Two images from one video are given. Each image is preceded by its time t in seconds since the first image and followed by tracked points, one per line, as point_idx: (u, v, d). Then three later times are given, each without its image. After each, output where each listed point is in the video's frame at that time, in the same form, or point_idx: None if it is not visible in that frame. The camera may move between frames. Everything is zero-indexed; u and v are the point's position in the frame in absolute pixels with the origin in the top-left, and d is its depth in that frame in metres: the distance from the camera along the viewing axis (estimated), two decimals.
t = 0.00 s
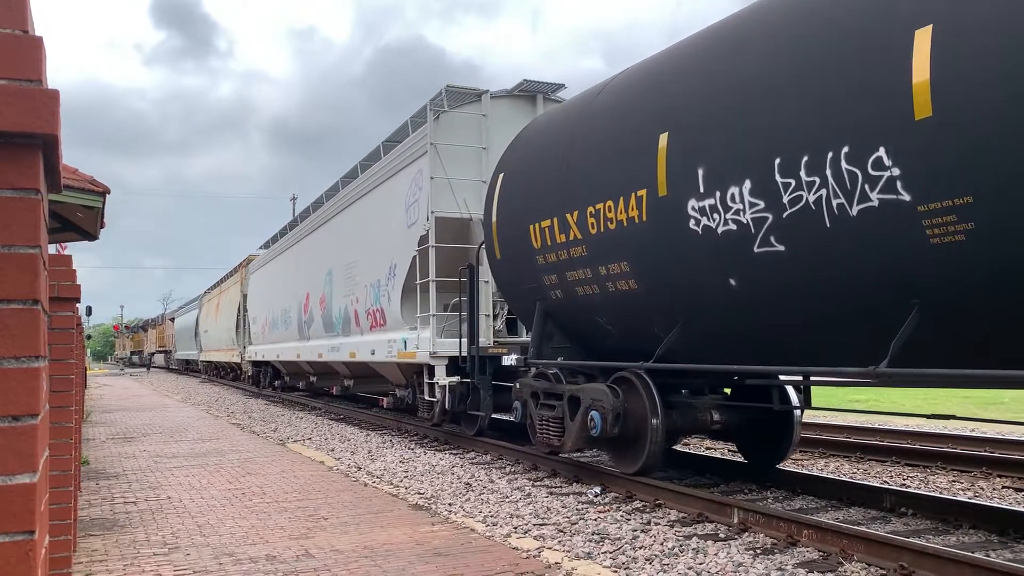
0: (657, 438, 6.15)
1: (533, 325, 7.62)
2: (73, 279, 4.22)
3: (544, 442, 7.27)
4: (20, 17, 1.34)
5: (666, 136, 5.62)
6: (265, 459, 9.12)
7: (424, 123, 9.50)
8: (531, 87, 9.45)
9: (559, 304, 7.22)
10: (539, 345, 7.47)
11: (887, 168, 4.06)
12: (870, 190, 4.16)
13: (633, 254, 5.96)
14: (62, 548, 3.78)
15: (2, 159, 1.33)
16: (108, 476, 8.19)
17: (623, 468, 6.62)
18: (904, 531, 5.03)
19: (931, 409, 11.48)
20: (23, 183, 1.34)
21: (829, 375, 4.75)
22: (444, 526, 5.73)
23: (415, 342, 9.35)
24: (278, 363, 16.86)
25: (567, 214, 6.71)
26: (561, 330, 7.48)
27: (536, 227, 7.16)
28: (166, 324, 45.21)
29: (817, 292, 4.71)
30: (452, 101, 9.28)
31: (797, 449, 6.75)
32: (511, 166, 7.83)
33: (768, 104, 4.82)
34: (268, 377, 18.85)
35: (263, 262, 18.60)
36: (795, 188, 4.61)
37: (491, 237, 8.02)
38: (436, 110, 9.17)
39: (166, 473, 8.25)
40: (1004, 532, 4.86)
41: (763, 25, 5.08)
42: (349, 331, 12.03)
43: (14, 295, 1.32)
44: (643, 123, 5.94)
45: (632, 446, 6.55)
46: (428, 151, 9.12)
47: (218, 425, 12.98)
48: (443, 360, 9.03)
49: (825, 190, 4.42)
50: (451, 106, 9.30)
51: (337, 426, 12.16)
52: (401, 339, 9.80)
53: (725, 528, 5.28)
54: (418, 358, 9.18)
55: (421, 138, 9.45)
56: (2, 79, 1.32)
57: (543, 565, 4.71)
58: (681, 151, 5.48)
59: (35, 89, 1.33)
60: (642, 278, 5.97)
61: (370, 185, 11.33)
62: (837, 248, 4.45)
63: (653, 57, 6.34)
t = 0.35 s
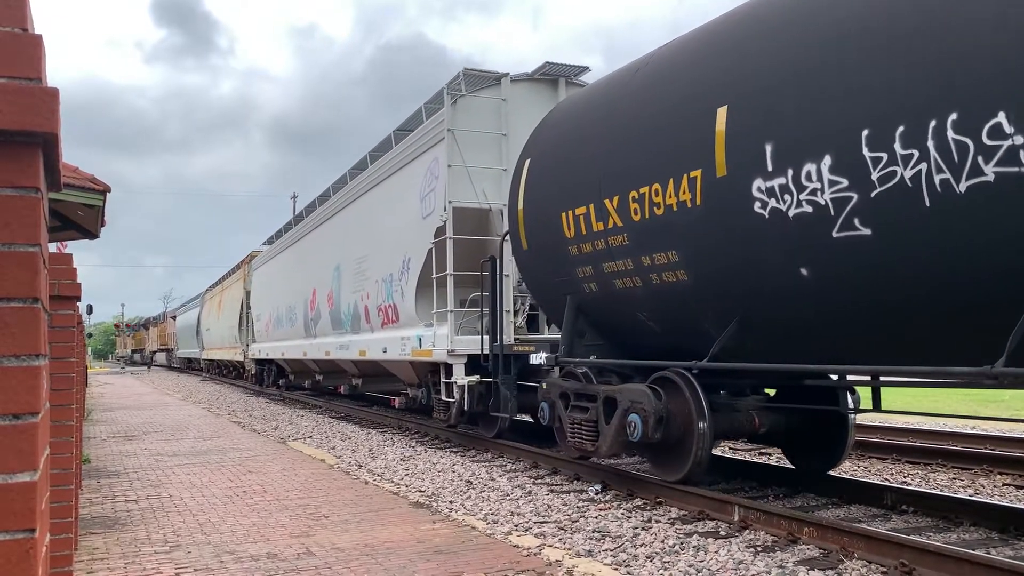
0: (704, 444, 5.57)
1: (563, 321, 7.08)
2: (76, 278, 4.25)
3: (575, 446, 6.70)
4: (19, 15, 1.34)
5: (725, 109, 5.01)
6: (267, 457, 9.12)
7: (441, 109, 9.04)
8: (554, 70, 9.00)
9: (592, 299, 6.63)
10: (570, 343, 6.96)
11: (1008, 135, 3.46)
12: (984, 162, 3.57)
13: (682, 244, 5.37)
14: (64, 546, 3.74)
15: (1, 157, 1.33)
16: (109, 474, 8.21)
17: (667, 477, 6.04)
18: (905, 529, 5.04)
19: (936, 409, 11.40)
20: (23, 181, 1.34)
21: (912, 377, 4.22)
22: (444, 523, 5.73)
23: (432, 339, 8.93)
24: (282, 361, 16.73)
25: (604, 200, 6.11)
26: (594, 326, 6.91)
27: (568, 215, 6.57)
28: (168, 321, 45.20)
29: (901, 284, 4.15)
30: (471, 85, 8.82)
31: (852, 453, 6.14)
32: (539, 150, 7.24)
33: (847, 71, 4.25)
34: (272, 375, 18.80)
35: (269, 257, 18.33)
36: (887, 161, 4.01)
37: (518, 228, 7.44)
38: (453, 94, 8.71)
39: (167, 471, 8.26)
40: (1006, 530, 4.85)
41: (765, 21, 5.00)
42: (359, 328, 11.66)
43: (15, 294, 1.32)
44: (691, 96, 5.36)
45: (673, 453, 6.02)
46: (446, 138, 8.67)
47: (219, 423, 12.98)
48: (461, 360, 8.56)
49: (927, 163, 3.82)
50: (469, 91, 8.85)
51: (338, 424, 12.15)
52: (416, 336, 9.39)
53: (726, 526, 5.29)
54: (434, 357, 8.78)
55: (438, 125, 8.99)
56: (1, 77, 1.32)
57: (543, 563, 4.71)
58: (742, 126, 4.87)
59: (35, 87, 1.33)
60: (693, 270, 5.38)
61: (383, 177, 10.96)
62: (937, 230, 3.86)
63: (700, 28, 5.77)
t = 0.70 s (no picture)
0: (760, 452, 5.07)
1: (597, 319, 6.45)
2: (77, 278, 4.28)
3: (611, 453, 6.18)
4: (19, 13, 1.34)
5: (798, 79, 4.47)
6: (267, 456, 9.11)
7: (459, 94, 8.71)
8: (579, 53, 8.78)
9: (632, 294, 6.05)
10: (607, 341, 6.34)
11: None
12: None
13: (746, 231, 4.83)
14: (65, 544, 3.73)
15: None
16: (110, 473, 8.20)
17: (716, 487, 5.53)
18: (905, 527, 5.03)
19: (938, 408, 11.35)
20: (22, 180, 1.34)
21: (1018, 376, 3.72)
22: (445, 522, 5.73)
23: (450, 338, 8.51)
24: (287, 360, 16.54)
25: (649, 184, 5.51)
26: (633, 324, 6.31)
27: (604, 202, 5.98)
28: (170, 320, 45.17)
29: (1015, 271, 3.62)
30: (491, 68, 8.54)
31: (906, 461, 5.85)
32: (570, 132, 6.61)
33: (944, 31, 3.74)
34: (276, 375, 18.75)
35: (275, 253, 18.04)
36: (1005, 131, 3.46)
37: (546, 216, 6.82)
38: (473, 78, 8.44)
39: (167, 470, 8.26)
40: (1006, 528, 4.85)
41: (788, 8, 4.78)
42: (369, 326, 11.26)
43: (15, 292, 1.32)
44: (752, 69, 4.82)
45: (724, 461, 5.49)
46: (466, 124, 8.34)
47: (219, 423, 12.97)
48: (482, 360, 8.16)
49: None
50: (489, 74, 8.56)
51: (338, 423, 12.14)
52: (432, 334, 8.97)
53: (726, 525, 5.28)
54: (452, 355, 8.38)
55: (456, 111, 8.66)
56: (2, 76, 1.31)
57: (544, 562, 4.71)
58: (821, 96, 4.33)
59: (37, 86, 1.33)
60: (759, 260, 4.84)
61: (394, 168, 10.58)
62: None
63: None
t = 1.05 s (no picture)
0: (824, 465, 4.68)
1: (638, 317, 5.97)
2: (78, 279, 4.28)
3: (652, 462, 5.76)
4: (22, 14, 1.35)
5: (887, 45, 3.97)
6: (268, 456, 9.10)
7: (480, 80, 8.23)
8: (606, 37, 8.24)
9: (680, 289, 5.56)
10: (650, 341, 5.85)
11: None
12: None
13: (822, 217, 4.35)
14: (66, 544, 3.73)
15: (1, 156, 1.32)
16: (111, 473, 8.21)
17: (771, 499, 5.14)
18: (907, 529, 5.03)
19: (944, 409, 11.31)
20: (24, 180, 1.34)
21: None
22: (445, 523, 5.73)
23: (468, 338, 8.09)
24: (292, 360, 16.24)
25: (705, 168, 5.02)
26: (677, 321, 5.84)
27: (651, 188, 5.48)
28: (172, 320, 45.15)
29: None
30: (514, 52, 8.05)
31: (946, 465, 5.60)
32: (607, 115, 6.11)
33: None
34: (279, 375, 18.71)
35: (281, 250, 17.65)
36: None
37: (581, 206, 6.33)
38: (495, 61, 7.93)
39: (168, 470, 8.27)
40: (1007, 530, 4.84)
41: None
42: (380, 325, 10.88)
43: (18, 292, 1.32)
44: (823, 39, 4.38)
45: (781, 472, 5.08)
46: (488, 110, 7.85)
47: (220, 423, 12.97)
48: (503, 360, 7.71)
49: None
50: (512, 58, 8.07)
51: (339, 423, 12.15)
52: (449, 334, 8.56)
53: (727, 526, 5.29)
54: (472, 356, 7.95)
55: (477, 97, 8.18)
56: (5, 76, 1.32)
57: (545, 563, 4.71)
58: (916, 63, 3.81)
59: (40, 87, 1.33)
60: (836, 250, 4.36)
61: (407, 161, 10.18)
62: None
63: None
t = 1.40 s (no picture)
0: (893, 476, 4.19)
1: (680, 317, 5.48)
2: (79, 280, 4.28)
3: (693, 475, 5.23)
4: (22, 16, 1.36)
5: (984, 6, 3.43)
6: (268, 458, 9.09)
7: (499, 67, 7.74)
8: (632, 21, 7.77)
9: (727, 287, 5.08)
10: (693, 343, 5.35)
11: None
12: None
13: (901, 206, 3.88)
14: (65, 547, 3.74)
15: (1, 157, 1.32)
16: (111, 475, 8.21)
17: (830, 515, 4.65)
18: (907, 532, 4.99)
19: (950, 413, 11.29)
20: (26, 181, 1.34)
21: None
22: (445, 525, 5.73)
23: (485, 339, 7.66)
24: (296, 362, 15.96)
25: (761, 152, 4.54)
26: (722, 322, 5.34)
27: (697, 175, 5.00)
28: (173, 321, 45.13)
29: None
30: (535, 37, 7.56)
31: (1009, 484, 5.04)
32: (642, 99, 5.63)
33: None
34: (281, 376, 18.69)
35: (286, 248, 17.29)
36: None
37: (614, 198, 5.86)
38: (516, 47, 7.43)
39: (168, 472, 8.27)
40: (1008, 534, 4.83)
41: None
42: (390, 326, 10.50)
43: (19, 294, 1.32)
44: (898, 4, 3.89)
45: (842, 484, 4.57)
46: (509, 99, 7.37)
47: (220, 425, 12.98)
48: (525, 364, 7.26)
49: None
50: (533, 44, 7.58)
51: (339, 425, 12.14)
52: (466, 335, 8.09)
53: (728, 528, 5.28)
54: (490, 358, 7.52)
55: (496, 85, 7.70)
56: (4, 77, 1.32)
57: (545, 565, 4.71)
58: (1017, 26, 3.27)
59: (40, 87, 1.33)
60: (917, 243, 3.87)
61: (419, 155, 9.81)
62: None
63: None
